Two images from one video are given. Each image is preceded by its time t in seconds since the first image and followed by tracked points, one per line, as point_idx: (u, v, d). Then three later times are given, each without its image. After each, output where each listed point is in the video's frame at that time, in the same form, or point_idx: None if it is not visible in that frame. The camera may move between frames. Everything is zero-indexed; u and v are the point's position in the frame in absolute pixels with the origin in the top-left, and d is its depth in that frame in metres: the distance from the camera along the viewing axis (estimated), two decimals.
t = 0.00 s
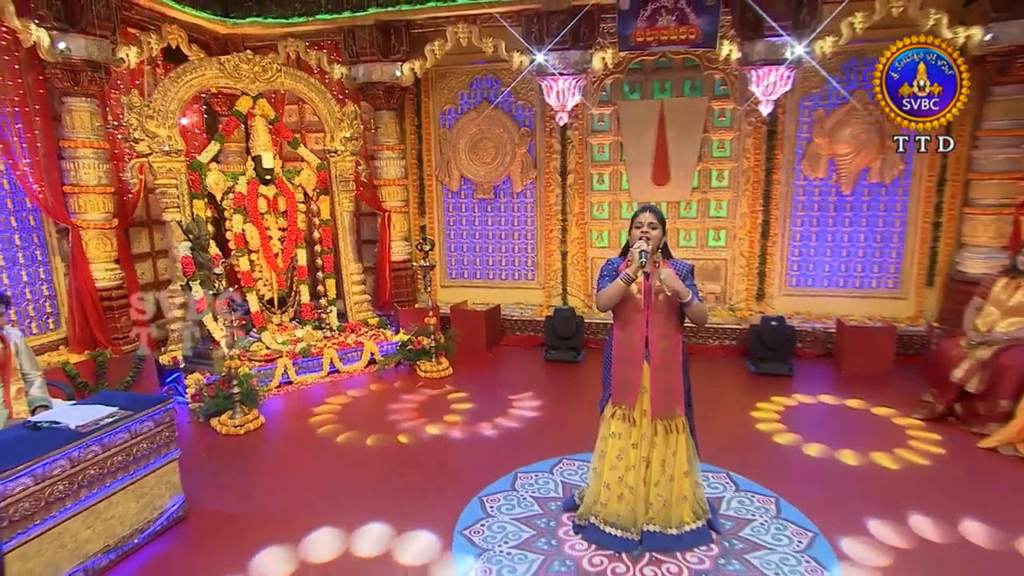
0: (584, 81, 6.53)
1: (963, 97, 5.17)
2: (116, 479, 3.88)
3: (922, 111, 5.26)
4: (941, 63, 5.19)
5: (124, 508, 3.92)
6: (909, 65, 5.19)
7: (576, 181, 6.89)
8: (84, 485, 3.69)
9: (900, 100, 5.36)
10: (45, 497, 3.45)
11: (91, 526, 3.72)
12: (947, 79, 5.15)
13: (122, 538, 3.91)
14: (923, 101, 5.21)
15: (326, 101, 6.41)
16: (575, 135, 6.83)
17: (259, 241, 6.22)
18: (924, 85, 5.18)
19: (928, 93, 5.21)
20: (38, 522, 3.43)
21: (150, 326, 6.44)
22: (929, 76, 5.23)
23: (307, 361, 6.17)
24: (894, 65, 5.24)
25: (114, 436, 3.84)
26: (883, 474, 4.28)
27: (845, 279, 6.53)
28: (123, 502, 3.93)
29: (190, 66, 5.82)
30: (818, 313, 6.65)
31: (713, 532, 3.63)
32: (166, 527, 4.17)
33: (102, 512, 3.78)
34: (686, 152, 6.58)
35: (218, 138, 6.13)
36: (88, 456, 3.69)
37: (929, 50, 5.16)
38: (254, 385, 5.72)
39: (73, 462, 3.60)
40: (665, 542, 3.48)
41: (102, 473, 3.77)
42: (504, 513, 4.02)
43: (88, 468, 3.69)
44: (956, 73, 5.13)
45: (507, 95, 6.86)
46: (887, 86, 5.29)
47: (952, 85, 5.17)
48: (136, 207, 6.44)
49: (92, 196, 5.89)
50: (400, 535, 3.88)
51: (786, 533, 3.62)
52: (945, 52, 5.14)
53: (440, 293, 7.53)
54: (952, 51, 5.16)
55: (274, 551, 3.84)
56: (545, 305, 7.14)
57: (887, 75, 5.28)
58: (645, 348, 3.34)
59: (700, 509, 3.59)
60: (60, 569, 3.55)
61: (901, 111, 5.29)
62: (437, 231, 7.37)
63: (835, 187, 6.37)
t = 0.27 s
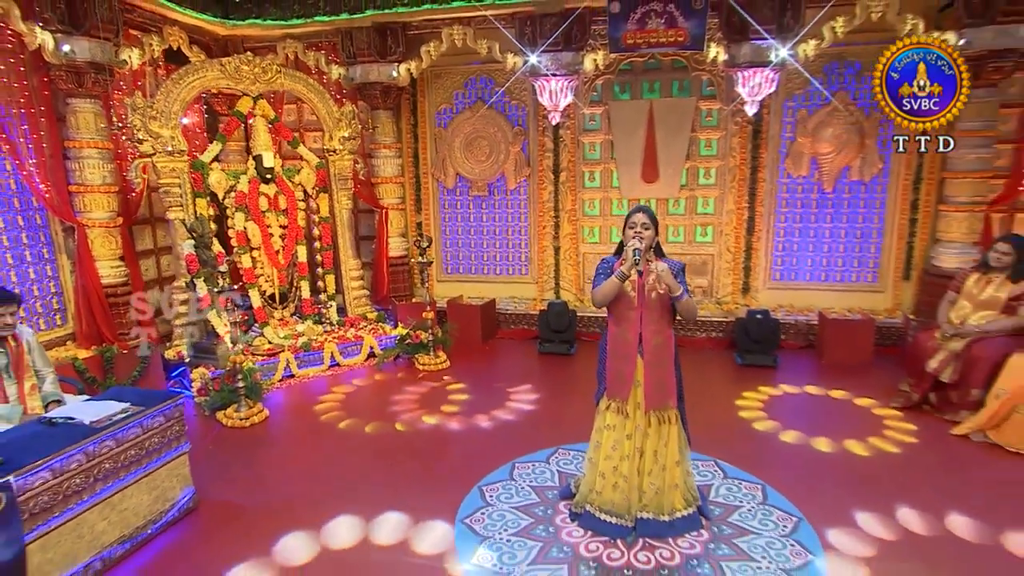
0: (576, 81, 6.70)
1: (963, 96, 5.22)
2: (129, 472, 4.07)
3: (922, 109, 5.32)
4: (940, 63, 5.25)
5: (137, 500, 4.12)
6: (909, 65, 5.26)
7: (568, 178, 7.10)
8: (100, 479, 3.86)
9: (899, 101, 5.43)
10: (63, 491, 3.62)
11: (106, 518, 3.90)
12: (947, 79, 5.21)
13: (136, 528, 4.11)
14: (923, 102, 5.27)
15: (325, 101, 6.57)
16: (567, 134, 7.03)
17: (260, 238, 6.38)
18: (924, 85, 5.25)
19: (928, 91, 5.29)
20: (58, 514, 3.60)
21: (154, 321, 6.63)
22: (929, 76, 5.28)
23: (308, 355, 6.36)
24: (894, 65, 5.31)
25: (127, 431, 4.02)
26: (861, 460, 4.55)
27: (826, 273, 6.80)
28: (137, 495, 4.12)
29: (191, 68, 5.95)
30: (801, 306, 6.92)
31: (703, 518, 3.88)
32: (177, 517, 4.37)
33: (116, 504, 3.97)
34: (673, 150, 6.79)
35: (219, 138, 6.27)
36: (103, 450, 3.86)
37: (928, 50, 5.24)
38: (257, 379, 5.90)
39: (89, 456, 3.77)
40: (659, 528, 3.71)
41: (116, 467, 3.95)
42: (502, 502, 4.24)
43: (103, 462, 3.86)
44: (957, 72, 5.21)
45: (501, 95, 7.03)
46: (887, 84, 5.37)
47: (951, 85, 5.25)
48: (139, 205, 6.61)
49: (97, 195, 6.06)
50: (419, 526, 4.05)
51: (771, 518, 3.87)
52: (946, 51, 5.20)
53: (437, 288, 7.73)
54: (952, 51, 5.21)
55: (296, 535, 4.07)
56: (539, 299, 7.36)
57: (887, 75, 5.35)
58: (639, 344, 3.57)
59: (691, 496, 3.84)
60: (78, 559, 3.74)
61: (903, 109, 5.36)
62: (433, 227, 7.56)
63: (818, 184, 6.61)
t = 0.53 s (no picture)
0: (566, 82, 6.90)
1: (962, 97, 5.43)
2: (143, 465, 4.28)
3: (926, 108, 5.52)
4: (940, 63, 5.45)
5: (152, 492, 4.34)
6: (910, 64, 5.46)
7: (559, 176, 7.34)
8: (116, 472, 4.07)
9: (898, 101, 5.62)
10: (82, 484, 3.82)
11: (123, 509, 4.12)
12: (948, 78, 5.42)
13: (152, 518, 4.35)
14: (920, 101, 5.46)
15: (323, 103, 6.75)
16: (557, 134, 7.26)
17: (261, 235, 6.59)
18: (925, 85, 5.44)
19: (930, 91, 5.50)
20: (78, 506, 3.82)
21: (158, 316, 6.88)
22: (928, 76, 5.48)
23: (309, 349, 6.59)
24: (896, 65, 5.51)
25: (140, 426, 4.23)
26: (836, 446, 4.87)
27: (806, 267, 7.11)
28: (151, 486, 4.34)
29: (192, 71, 6.12)
30: (781, 298, 7.24)
31: (691, 503, 4.18)
32: (190, 507, 4.61)
33: (132, 495, 4.19)
34: (659, 149, 7.06)
35: (220, 139, 6.46)
36: (119, 445, 4.07)
37: (930, 49, 5.44)
38: (261, 373, 6.12)
39: (106, 451, 3.98)
40: (650, 513, 4.01)
41: (131, 460, 4.17)
42: (501, 490, 4.52)
43: (119, 456, 4.07)
44: (958, 72, 5.42)
45: (494, 95, 7.25)
46: (890, 83, 5.55)
47: (953, 84, 5.46)
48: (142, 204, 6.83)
49: (102, 195, 6.27)
50: (435, 514, 4.28)
51: (754, 502, 4.17)
52: (947, 51, 5.41)
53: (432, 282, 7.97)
54: (954, 51, 5.42)
55: (318, 520, 4.33)
56: (531, 292, 7.62)
57: (890, 74, 5.54)
58: (633, 340, 3.84)
59: (680, 483, 4.13)
60: (98, 548, 3.96)
61: (905, 108, 5.56)
62: (427, 223, 7.79)
63: (797, 182, 6.91)
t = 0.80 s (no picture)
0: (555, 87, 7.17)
1: (961, 97, 5.69)
2: (155, 461, 4.49)
3: (925, 108, 5.79)
4: (940, 63, 5.72)
5: (163, 488, 4.55)
6: (911, 64, 5.73)
7: (549, 176, 7.59)
8: (130, 469, 4.27)
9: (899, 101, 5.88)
10: (98, 481, 4.02)
11: (137, 504, 4.33)
12: (948, 78, 5.70)
13: (164, 512, 4.56)
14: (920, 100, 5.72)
15: (320, 106, 6.93)
16: (547, 136, 7.51)
17: (261, 235, 6.79)
18: (926, 85, 5.71)
19: (930, 91, 5.76)
20: (95, 502, 4.02)
21: (160, 314, 7.07)
22: (929, 76, 5.76)
23: (309, 346, 6.82)
24: (896, 65, 5.78)
25: (152, 424, 4.43)
26: (813, 436, 5.19)
27: (785, 263, 7.44)
28: (163, 482, 4.56)
29: (192, 77, 6.28)
30: (762, 293, 7.56)
31: (679, 492, 4.48)
32: (200, 501, 4.84)
33: (145, 491, 4.40)
34: (645, 151, 7.33)
35: (220, 142, 6.64)
36: (132, 443, 4.27)
37: (930, 49, 5.72)
38: (264, 370, 6.33)
39: (121, 448, 4.18)
40: (641, 502, 4.30)
41: (144, 457, 4.37)
42: (499, 481, 4.79)
43: (133, 454, 4.27)
44: (958, 72, 5.70)
45: (486, 98, 7.49)
46: (890, 83, 5.82)
47: (952, 84, 5.73)
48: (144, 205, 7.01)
49: (105, 198, 6.45)
50: (444, 507, 4.50)
51: (737, 490, 4.48)
52: (947, 51, 5.68)
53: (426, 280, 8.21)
54: (954, 52, 5.68)
55: (333, 508, 4.60)
56: (522, 289, 7.88)
57: (890, 74, 5.80)
58: (624, 338, 4.12)
59: (668, 473, 4.43)
60: (114, 541, 4.17)
61: (904, 107, 5.83)
62: (421, 222, 8.03)
63: (777, 182, 7.22)
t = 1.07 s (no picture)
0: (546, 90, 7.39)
1: (961, 97, 5.95)
2: (163, 459, 4.61)
3: (924, 107, 6.06)
4: (940, 63, 5.98)
5: (173, 484, 4.68)
6: (911, 64, 6.01)
7: (540, 177, 7.83)
8: (140, 466, 4.38)
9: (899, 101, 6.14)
10: (110, 478, 4.12)
11: (148, 500, 4.45)
12: (948, 78, 5.96)
13: (173, 508, 4.68)
14: (922, 99, 5.97)
15: (317, 111, 7.11)
16: (538, 138, 7.74)
17: (260, 236, 6.98)
18: (926, 84, 5.99)
19: (929, 90, 6.02)
20: (108, 499, 4.13)
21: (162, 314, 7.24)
22: (928, 76, 6.02)
23: (308, 343, 7.02)
24: (895, 66, 6.07)
25: (161, 423, 4.54)
26: (793, 428, 5.47)
27: (767, 261, 7.73)
28: (173, 478, 4.68)
29: (192, 82, 6.39)
30: (745, 290, 7.85)
31: (668, 483, 4.75)
32: (208, 497, 4.98)
33: (155, 487, 4.52)
34: (632, 152, 7.58)
35: (220, 145, 6.79)
36: (143, 441, 4.38)
37: (930, 50, 5.97)
38: (265, 368, 6.52)
39: (132, 447, 4.28)
40: (631, 493, 4.57)
41: (154, 455, 4.49)
42: (496, 474, 5.03)
43: (143, 452, 4.39)
44: (956, 72, 5.95)
45: (478, 102, 7.70)
46: (889, 83, 6.12)
47: (952, 84, 5.98)
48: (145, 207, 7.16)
49: (107, 200, 6.60)
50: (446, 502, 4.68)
51: (723, 480, 4.76)
52: (947, 52, 5.93)
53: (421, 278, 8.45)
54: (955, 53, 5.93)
55: (340, 500, 4.82)
56: (514, 287, 8.13)
57: (889, 74, 6.10)
58: (616, 337, 4.36)
59: (658, 465, 4.71)
60: (126, 535, 4.29)
61: (903, 106, 6.11)
62: (416, 222, 8.25)
63: (759, 182, 7.49)
